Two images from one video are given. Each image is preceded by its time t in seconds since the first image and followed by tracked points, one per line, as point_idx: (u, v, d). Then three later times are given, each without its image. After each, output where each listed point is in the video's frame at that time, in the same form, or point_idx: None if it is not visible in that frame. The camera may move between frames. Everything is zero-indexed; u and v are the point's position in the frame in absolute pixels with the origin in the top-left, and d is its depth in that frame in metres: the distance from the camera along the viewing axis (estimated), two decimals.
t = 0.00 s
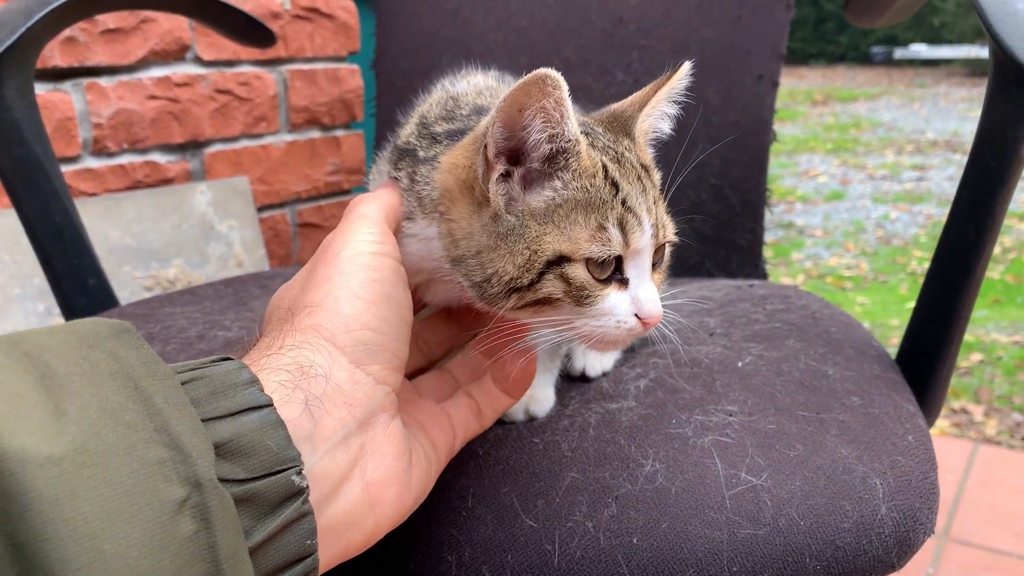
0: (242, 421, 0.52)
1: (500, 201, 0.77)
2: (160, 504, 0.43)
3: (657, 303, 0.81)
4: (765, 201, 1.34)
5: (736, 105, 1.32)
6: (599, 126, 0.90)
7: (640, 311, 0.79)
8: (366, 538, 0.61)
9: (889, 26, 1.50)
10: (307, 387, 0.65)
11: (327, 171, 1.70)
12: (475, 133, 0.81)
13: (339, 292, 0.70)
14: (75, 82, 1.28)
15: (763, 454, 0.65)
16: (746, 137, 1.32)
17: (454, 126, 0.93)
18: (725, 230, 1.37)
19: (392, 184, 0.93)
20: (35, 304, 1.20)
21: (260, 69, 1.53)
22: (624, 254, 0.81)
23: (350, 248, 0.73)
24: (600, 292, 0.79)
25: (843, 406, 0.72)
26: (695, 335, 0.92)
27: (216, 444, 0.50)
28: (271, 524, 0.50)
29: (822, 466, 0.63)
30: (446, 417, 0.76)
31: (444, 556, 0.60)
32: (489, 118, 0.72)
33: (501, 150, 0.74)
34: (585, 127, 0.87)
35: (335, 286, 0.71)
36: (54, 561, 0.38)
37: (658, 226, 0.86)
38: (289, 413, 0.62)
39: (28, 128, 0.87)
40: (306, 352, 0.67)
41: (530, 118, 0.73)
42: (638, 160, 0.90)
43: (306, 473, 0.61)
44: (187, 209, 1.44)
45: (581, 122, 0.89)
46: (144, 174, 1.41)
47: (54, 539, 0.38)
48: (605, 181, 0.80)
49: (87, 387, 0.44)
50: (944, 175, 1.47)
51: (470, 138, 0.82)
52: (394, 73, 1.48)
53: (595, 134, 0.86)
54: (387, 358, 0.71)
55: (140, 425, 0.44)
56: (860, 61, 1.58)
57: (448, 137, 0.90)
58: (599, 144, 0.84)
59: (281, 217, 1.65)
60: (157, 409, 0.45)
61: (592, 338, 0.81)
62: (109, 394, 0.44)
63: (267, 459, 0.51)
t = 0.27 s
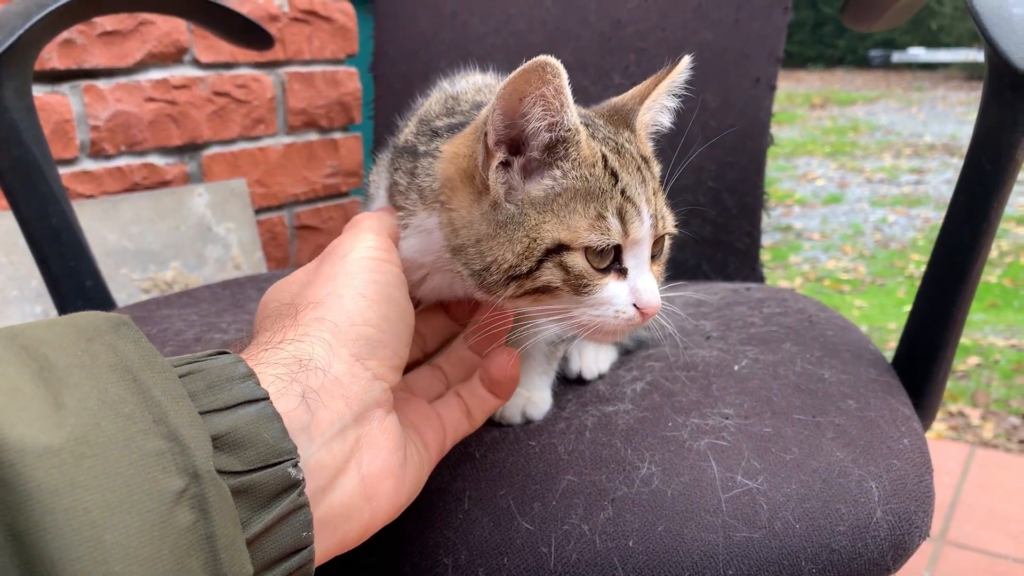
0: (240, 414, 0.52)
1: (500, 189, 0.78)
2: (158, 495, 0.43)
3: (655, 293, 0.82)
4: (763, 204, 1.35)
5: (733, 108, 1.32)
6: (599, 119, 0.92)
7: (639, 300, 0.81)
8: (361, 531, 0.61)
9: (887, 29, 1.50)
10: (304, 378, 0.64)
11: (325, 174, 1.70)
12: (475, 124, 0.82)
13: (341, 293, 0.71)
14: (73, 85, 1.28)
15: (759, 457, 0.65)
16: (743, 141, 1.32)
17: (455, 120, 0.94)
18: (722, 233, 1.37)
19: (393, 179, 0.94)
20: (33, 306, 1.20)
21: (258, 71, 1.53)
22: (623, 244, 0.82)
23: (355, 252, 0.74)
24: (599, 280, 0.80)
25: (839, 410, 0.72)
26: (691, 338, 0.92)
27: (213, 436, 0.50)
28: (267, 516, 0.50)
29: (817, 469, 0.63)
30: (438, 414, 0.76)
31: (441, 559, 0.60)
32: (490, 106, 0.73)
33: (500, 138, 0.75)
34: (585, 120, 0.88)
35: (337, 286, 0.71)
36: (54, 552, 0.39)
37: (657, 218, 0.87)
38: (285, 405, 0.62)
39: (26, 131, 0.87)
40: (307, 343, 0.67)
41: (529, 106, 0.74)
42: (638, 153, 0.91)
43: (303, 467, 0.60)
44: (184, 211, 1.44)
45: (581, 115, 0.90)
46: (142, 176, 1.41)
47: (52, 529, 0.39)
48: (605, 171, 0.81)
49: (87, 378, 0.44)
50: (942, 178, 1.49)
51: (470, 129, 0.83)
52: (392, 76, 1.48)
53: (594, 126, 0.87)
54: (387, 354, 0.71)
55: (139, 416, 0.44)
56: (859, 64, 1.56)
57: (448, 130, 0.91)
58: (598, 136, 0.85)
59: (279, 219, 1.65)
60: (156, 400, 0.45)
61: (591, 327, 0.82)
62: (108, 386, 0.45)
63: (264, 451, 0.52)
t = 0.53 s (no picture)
0: (242, 403, 0.52)
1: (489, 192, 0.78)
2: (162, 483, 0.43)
3: (646, 295, 0.82)
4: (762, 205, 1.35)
5: (732, 110, 1.32)
6: (588, 121, 0.92)
7: (629, 303, 0.81)
8: (361, 521, 0.61)
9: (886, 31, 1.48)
10: (301, 368, 0.65)
11: (325, 175, 1.70)
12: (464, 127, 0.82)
13: (335, 279, 0.72)
14: (73, 85, 1.29)
15: (759, 457, 0.65)
16: (743, 141, 1.32)
17: (445, 123, 0.94)
18: (721, 234, 1.38)
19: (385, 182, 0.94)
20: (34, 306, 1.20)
21: (258, 72, 1.53)
22: (613, 246, 0.82)
23: (342, 238, 0.76)
24: (589, 283, 0.80)
25: (838, 410, 0.72)
26: (691, 338, 0.93)
27: (216, 425, 0.50)
28: (270, 505, 0.51)
29: (817, 468, 0.63)
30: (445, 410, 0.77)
31: (440, 559, 0.60)
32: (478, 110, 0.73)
33: (489, 142, 0.75)
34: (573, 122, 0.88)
35: (329, 276, 0.72)
36: (59, 539, 0.39)
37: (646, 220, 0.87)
38: (285, 394, 0.62)
39: (26, 131, 0.87)
40: (302, 335, 0.68)
41: (519, 110, 0.74)
42: (628, 154, 0.91)
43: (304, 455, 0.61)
44: (184, 212, 1.44)
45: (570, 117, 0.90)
46: (142, 176, 1.41)
47: (57, 516, 0.39)
48: (594, 173, 0.81)
49: (88, 367, 0.44)
50: (942, 179, 1.51)
51: (458, 132, 0.83)
52: (392, 77, 1.49)
53: (583, 128, 0.87)
54: (382, 344, 0.72)
55: (142, 405, 0.45)
56: (858, 66, 1.55)
57: (438, 133, 0.91)
58: (588, 138, 0.85)
59: (278, 220, 1.65)
60: (158, 389, 0.46)
61: (582, 329, 0.82)
62: (110, 374, 0.45)
63: (267, 440, 0.52)
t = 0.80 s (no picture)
0: (233, 399, 0.54)
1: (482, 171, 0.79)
2: (155, 475, 0.44)
3: (639, 276, 0.83)
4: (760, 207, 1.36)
5: (730, 112, 1.33)
6: (584, 105, 0.93)
7: (623, 283, 0.82)
8: (349, 517, 0.62)
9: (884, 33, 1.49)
10: (293, 363, 0.65)
11: (325, 177, 1.71)
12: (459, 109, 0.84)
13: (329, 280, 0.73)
14: (73, 89, 1.29)
15: (758, 458, 0.65)
16: (741, 143, 1.32)
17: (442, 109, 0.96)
18: (720, 236, 1.38)
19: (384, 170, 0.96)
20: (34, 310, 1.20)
21: (258, 75, 1.53)
22: (606, 225, 0.83)
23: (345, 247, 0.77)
24: (582, 262, 0.81)
25: (837, 411, 0.72)
26: (690, 340, 0.93)
27: (207, 420, 0.51)
28: (260, 498, 0.52)
29: (816, 470, 0.64)
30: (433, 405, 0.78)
31: (441, 560, 0.61)
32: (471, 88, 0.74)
33: (482, 121, 0.77)
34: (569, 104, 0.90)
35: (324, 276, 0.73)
36: (54, 529, 0.39)
37: (641, 201, 0.88)
38: (275, 388, 0.63)
39: (27, 135, 0.87)
40: (295, 330, 0.68)
41: (511, 88, 0.75)
42: (624, 137, 0.92)
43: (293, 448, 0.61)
44: (184, 215, 1.45)
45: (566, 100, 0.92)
46: (143, 180, 1.41)
47: (52, 507, 0.40)
48: (588, 153, 0.82)
49: (81, 363, 0.45)
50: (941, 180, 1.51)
51: (454, 114, 0.84)
52: (391, 80, 1.49)
53: (579, 111, 0.89)
54: (376, 344, 0.72)
55: (134, 400, 0.46)
56: (856, 67, 1.56)
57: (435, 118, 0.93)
58: (583, 119, 0.87)
59: (278, 223, 1.66)
60: (150, 385, 0.47)
61: (576, 308, 0.83)
62: (103, 370, 0.46)
63: (257, 435, 0.53)
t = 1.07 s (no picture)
0: (218, 402, 0.54)
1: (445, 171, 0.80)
2: (139, 481, 0.44)
3: (605, 276, 0.84)
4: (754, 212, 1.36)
5: (724, 117, 1.33)
6: (552, 104, 0.94)
7: (588, 284, 0.82)
8: (338, 518, 0.63)
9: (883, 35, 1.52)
10: (277, 367, 0.66)
11: (321, 185, 1.71)
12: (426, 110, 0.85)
13: (312, 280, 0.73)
14: (68, 99, 1.29)
15: (748, 465, 0.65)
16: (735, 147, 1.33)
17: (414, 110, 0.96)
18: (714, 241, 1.38)
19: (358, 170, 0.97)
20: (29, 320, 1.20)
21: (253, 84, 1.53)
22: (571, 226, 0.84)
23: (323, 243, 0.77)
24: (546, 262, 0.82)
25: (828, 417, 0.72)
26: (682, 346, 0.94)
27: (192, 424, 0.52)
28: (246, 501, 0.52)
29: (807, 476, 0.64)
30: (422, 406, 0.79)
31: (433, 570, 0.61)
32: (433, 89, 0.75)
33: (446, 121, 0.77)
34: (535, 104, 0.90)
35: (306, 275, 0.74)
36: (37, 535, 0.39)
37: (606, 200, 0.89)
38: (261, 391, 0.63)
39: (19, 147, 0.87)
40: (277, 334, 0.69)
41: (473, 89, 0.76)
42: (591, 136, 0.93)
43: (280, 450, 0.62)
44: (180, 224, 1.45)
45: (533, 100, 0.92)
46: (138, 189, 1.41)
47: (34, 513, 0.40)
48: (552, 153, 0.83)
49: (64, 369, 0.45)
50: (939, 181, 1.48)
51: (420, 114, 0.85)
52: (386, 88, 1.49)
53: (545, 111, 0.89)
54: (360, 343, 0.73)
55: (117, 405, 0.46)
56: (855, 68, 1.60)
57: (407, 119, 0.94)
58: (549, 119, 0.87)
59: (274, 230, 1.66)
60: (133, 390, 0.47)
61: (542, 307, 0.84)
62: (86, 375, 0.46)
63: (242, 438, 0.54)
